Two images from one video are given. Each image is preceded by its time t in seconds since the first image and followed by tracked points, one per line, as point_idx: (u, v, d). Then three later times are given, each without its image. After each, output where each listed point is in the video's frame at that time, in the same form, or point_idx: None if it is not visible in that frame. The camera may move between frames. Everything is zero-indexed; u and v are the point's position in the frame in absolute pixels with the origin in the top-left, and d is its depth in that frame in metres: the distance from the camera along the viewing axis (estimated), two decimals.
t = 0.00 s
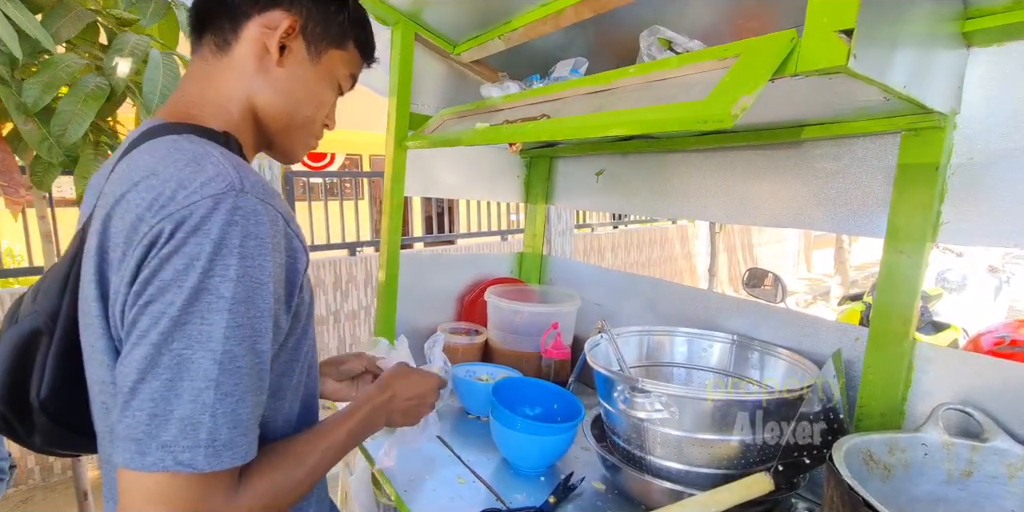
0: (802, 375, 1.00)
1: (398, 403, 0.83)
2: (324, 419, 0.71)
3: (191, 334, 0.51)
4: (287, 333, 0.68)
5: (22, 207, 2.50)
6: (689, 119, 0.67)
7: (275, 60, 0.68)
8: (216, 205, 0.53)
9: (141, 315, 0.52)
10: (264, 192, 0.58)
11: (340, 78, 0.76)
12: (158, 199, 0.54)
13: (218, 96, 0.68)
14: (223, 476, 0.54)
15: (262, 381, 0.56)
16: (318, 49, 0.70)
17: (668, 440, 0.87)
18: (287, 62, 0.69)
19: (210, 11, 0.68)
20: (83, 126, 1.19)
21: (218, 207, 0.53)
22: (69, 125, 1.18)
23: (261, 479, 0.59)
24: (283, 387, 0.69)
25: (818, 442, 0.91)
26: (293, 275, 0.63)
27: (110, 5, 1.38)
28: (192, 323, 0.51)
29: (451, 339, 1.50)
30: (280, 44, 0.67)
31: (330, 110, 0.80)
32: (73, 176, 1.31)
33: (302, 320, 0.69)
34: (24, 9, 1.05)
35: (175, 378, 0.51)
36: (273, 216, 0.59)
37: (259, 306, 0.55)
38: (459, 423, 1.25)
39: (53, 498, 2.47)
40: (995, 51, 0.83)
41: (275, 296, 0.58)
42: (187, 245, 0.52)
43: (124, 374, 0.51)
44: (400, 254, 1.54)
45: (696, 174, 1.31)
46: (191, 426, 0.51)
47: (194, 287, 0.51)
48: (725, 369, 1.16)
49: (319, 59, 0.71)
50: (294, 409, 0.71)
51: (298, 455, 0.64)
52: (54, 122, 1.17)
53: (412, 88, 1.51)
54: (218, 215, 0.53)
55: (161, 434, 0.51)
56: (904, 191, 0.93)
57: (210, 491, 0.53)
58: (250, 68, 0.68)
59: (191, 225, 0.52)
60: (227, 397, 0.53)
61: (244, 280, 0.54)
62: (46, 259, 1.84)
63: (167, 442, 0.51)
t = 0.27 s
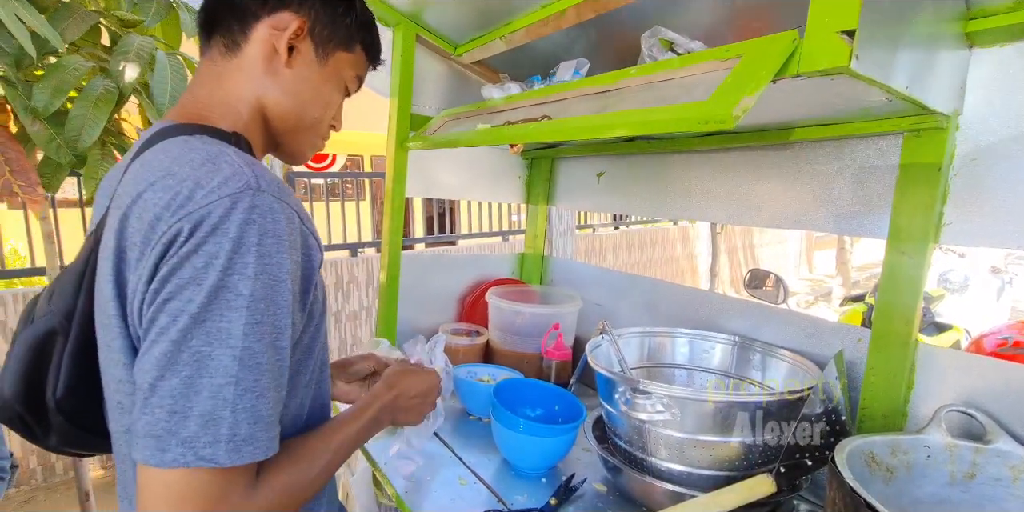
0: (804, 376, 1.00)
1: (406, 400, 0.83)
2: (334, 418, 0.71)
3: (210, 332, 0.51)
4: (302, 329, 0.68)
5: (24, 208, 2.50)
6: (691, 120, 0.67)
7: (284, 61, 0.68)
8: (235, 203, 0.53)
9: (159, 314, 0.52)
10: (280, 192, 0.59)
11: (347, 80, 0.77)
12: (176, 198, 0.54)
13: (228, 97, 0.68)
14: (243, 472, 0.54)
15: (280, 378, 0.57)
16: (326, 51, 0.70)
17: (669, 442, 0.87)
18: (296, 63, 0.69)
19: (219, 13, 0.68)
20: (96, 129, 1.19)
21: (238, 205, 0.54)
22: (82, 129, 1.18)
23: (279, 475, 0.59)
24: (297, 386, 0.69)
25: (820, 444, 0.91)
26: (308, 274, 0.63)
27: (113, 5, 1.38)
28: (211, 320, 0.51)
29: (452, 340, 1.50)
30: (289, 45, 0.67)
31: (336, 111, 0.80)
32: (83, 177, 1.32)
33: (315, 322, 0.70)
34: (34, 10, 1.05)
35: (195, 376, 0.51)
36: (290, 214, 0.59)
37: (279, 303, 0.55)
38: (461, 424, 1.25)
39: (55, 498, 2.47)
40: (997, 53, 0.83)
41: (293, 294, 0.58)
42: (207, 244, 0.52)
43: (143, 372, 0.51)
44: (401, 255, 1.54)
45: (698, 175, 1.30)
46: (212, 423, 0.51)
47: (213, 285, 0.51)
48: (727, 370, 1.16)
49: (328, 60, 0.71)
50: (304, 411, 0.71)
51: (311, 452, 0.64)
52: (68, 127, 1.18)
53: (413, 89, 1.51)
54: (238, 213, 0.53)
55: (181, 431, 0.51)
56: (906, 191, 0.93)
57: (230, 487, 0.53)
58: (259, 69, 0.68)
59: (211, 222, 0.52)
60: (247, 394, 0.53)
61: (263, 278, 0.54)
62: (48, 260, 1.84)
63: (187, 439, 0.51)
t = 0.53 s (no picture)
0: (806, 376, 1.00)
1: (424, 405, 0.81)
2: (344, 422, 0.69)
3: (215, 326, 0.51)
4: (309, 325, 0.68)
5: (27, 208, 2.51)
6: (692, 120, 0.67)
7: (286, 60, 0.68)
8: (240, 198, 0.53)
9: (166, 309, 0.52)
10: (286, 188, 0.58)
11: (351, 77, 0.77)
12: (183, 195, 0.54)
13: (231, 95, 0.68)
14: (247, 466, 0.54)
15: (287, 373, 0.56)
16: (329, 48, 0.70)
17: (671, 442, 0.86)
18: (297, 62, 0.69)
19: (224, 12, 0.69)
20: (95, 127, 1.20)
21: (243, 200, 0.53)
22: (82, 126, 1.19)
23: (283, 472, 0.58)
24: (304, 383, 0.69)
25: (823, 444, 0.90)
26: (315, 269, 0.63)
27: (119, 7, 1.39)
28: (215, 315, 0.51)
29: (454, 340, 1.50)
30: (290, 43, 0.68)
31: (341, 110, 0.80)
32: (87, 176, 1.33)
33: (323, 321, 0.69)
34: (38, 10, 1.05)
35: (200, 370, 0.51)
36: (296, 210, 0.59)
37: (283, 296, 0.55)
38: (462, 425, 1.25)
39: (57, 498, 2.47)
40: (1001, 51, 0.83)
41: (298, 288, 0.58)
42: (212, 239, 0.52)
43: (153, 364, 0.52)
44: (402, 255, 1.54)
45: (699, 175, 1.30)
46: (217, 416, 0.51)
47: (218, 279, 0.51)
48: (729, 371, 1.16)
49: (331, 58, 0.71)
50: (310, 411, 0.72)
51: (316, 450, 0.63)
52: (67, 124, 1.19)
53: (414, 89, 1.51)
54: (243, 208, 0.53)
55: (188, 424, 0.51)
56: (909, 192, 0.92)
57: (234, 481, 0.53)
58: (262, 67, 0.68)
59: (216, 217, 0.52)
60: (252, 389, 0.53)
61: (268, 271, 0.54)
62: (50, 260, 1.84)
63: (193, 432, 0.51)
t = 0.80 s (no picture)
0: (807, 376, 1.00)
1: (426, 397, 0.80)
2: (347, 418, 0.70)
3: (215, 328, 0.52)
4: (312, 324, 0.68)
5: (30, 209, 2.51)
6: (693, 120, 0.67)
7: (286, 56, 0.68)
8: (237, 199, 0.53)
9: (167, 311, 0.52)
10: (283, 188, 0.58)
11: (350, 73, 0.77)
12: (181, 197, 0.54)
13: (232, 93, 0.68)
14: (253, 464, 0.54)
15: (290, 372, 0.56)
16: (328, 44, 0.71)
17: (672, 443, 0.86)
18: (297, 58, 0.69)
19: (222, 10, 0.68)
20: (104, 129, 1.21)
21: (241, 200, 0.53)
22: (93, 129, 1.20)
23: (293, 468, 0.58)
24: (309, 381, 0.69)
25: (824, 444, 0.90)
26: (315, 267, 0.63)
27: (121, 7, 1.38)
28: (216, 316, 0.52)
29: (455, 340, 1.50)
30: (290, 40, 0.68)
31: (341, 107, 0.80)
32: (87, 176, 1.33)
33: (326, 320, 0.69)
34: (46, 14, 1.05)
35: (203, 370, 0.51)
36: (294, 210, 0.58)
37: (283, 296, 0.55)
38: (462, 425, 1.25)
39: (58, 497, 2.48)
40: (1003, 50, 0.83)
41: (298, 288, 0.58)
42: (210, 241, 0.52)
43: (157, 367, 0.52)
44: (403, 255, 1.54)
45: (700, 175, 1.30)
46: (221, 417, 0.51)
47: (216, 281, 0.51)
48: (729, 371, 1.15)
49: (330, 54, 0.71)
50: (315, 410, 0.71)
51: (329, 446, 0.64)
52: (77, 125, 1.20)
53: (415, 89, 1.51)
54: (239, 210, 0.53)
55: (193, 425, 0.51)
56: (910, 192, 0.92)
57: (241, 478, 0.53)
58: (262, 65, 0.68)
59: (212, 219, 0.52)
60: (255, 388, 0.53)
61: (267, 272, 0.53)
62: (52, 260, 1.85)
63: (198, 432, 0.51)
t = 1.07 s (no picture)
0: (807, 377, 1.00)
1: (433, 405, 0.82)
2: (346, 428, 0.69)
3: (215, 327, 0.52)
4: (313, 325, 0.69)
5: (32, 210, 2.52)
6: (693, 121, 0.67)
7: (296, 63, 0.70)
8: (234, 198, 0.54)
9: (169, 311, 0.53)
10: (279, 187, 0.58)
11: (357, 80, 0.78)
12: (181, 199, 0.54)
13: (243, 98, 0.70)
14: (259, 462, 0.54)
15: (289, 370, 0.57)
16: (338, 52, 0.73)
17: (672, 444, 0.86)
18: (308, 65, 0.71)
19: (239, 18, 0.71)
20: (97, 128, 1.19)
21: (238, 200, 0.54)
22: (85, 128, 1.18)
23: (294, 471, 0.59)
24: (313, 378, 0.70)
25: (824, 446, 0.91)
26: (313, 267, 0.63)
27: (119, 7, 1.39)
28: (216, 316, 0.52)
29: (455, 341, 1.50)
30: (301, 47, 0.69)
31: (348, 113, 0.82)
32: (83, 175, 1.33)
33: (324, 320, 0.70)
34: (38, 13, 1.06)
35: (205, 369, 0.52)
36: (291, 210, 0.59)
37: (281, 295, 0.55)
38: (463, 426, 1.25)
39: (60, 498, 2.48)
40: (1004, 51, 0.83)
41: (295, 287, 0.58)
42: (207, 241, 0.52)
43: (160, 367, 0.53)
44: (404, 255, 1.54)
45: (700, 176, 1.30)
46: (222, 415, 0.52)
47: (215, 281, 0.52)
48: (730, 372, 1.15)
49: (339, 61, 0.73)
50: (314, 408, 0.72)
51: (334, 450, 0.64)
52: (69, 125, 1.18)
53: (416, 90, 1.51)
54: (236, 211, 0.53)
55: (195, 424, 0.52)
56: (911, 193, 0.92)
57: (244, 477, 0.53)
58: (273, 71, 0.70)
59: (210, 220, 0.53)
60: (255, 387, 0.53)
61: (264, 271, 0.54)
62: (53, 261, 1.85)
63: (201, 430, 0.52)
